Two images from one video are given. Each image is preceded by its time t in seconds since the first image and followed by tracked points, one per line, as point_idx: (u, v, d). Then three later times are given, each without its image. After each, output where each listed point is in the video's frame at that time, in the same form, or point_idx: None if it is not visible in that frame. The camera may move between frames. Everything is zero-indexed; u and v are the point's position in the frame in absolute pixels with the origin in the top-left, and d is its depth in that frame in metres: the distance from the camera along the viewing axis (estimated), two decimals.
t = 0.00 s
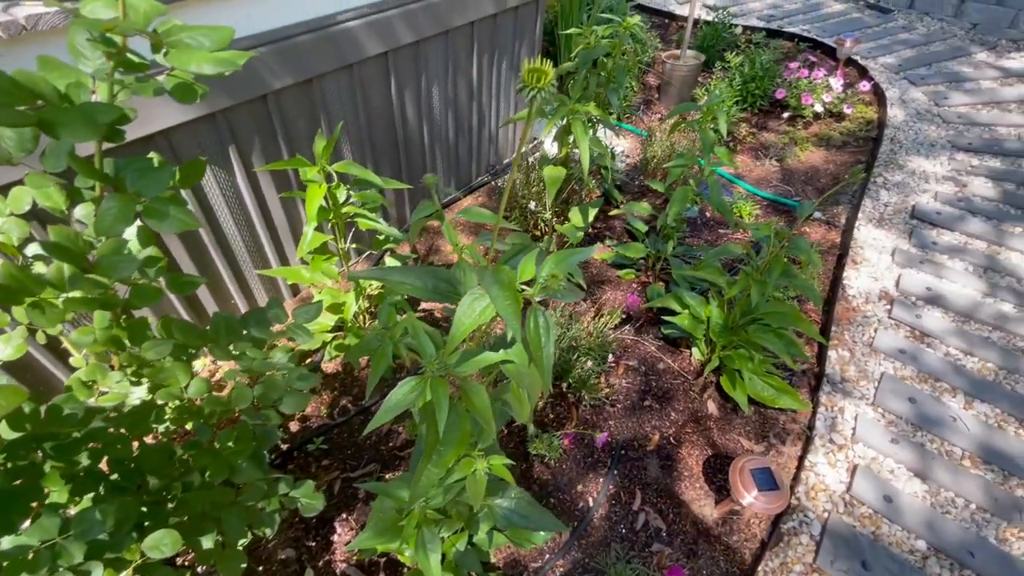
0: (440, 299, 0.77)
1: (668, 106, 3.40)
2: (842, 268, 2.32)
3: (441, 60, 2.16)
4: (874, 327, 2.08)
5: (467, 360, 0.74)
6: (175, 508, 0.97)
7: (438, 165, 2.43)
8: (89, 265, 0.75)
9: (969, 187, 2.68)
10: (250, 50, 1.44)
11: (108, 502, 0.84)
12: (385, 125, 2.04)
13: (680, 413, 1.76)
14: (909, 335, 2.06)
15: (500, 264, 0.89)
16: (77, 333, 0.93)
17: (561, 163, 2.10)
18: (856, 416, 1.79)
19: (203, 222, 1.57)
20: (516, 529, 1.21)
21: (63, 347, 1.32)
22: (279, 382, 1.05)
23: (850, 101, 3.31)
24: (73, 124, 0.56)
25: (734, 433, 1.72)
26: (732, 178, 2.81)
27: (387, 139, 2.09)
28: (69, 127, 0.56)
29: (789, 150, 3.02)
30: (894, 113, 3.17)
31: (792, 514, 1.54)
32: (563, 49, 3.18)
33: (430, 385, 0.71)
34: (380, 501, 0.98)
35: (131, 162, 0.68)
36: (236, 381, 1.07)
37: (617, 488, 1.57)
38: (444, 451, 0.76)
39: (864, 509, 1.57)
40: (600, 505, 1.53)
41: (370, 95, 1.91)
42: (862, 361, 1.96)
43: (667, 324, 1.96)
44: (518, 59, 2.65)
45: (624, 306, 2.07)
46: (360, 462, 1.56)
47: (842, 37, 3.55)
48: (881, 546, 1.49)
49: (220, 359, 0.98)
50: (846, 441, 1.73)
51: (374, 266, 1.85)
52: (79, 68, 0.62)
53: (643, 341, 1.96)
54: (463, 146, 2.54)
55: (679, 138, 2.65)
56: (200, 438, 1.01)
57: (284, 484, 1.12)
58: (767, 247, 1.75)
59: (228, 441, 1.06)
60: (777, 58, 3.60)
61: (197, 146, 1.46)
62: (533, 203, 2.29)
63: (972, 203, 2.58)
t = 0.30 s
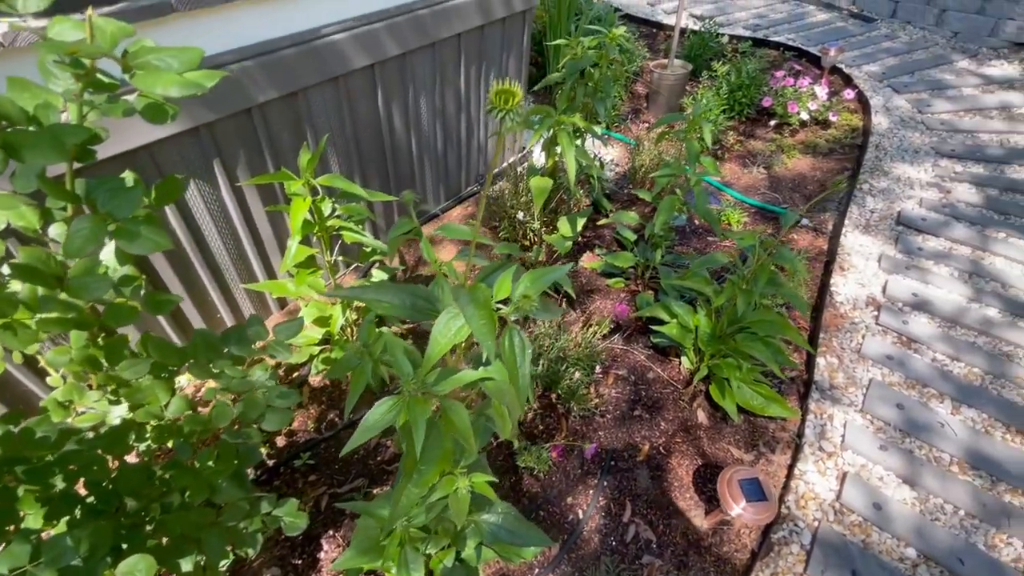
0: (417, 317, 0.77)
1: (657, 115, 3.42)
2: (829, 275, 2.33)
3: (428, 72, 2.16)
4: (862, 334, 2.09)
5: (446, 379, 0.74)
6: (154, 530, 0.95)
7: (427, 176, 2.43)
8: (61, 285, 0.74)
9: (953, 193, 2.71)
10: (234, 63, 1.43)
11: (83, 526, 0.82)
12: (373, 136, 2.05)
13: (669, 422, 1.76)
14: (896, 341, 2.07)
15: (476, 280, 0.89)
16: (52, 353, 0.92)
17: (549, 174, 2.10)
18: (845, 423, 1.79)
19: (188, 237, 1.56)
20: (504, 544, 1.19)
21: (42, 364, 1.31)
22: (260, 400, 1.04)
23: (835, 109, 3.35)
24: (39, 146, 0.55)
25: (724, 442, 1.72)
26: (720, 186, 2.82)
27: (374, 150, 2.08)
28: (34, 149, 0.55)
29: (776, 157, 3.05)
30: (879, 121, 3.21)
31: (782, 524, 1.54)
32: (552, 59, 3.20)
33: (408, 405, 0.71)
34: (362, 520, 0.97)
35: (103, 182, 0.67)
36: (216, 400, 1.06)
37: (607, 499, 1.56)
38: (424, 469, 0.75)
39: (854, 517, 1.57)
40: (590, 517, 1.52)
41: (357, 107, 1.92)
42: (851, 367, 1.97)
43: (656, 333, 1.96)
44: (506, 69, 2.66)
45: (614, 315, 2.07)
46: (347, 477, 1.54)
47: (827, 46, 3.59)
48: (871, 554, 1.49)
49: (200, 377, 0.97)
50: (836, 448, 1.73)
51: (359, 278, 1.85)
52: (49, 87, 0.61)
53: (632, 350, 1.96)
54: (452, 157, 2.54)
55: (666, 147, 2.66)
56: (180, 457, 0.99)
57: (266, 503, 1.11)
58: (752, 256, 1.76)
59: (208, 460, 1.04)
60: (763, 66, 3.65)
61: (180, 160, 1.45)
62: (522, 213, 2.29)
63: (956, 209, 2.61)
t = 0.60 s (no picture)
0: (403, 329, 0.78)
1: (649, 122, 3.45)
2: (821, 281, 2.34)
3: (421, 82, 2.17)
4: (854, 340, 2.10)
5: (432, 393, 0.74)
6: (140, 546, 0.94)
7: (420, 185, 2.43)
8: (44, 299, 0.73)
9: (942, 199, 2.74)
10: (223, 75, 1.44)
11: (67, 543, 0.81)
12: (365, 146, 2.05)
13: (663, 430, 1.75)
14: (888, 346, 2.08)
15: (462, 292, 0.90)
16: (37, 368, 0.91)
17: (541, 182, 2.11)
18: (838, 429, 1.80)
19: (179, 248, 1.55)
20: (497, 556, 1.18)
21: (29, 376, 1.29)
22: (248, 413, 1.03)
23: (825, 116, 3.39)
24: (20, 161, 0.54)
25: (717, 449, 1.72)
26: (712, 193, 2.84)
27: (366, 159, 2.09)
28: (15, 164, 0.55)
29: (767, 164, 3.07)
30: (868, 128, 3.25)
31: (776, 531, 1.53)
32: (544, 68, 3.23)
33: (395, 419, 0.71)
34: (351, 534, 0.96)
35: (86, 197, 0.67)
36: (204, 414, 1.05)
37: (600, 509, 1.55)
38: (411, 482, 0.74)
39: (848, 524, 1.56)
40: (584, 527, 1.51)
41: (349, 117, 1.92)
42: (843, 373, 1.97)
43: (649, 340, 1.96)
44: (498, 78, 2.67)
45: (607, 323, 2.07)
46: (339, 488, 1.53)
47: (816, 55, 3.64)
48: (865, 561, 1.48)
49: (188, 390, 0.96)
50: (829, 454, 1.73)
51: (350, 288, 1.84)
52: (33, 103, 0.61)
53: (626, 358, 1.96)
54: (445, 165, 2.54)
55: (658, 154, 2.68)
56: (167, 472, 0.98)
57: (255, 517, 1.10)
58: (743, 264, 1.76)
59: (196, 474, 1.03)
60: (754, 74, 3.69)
61: (170, 171, 1.45)
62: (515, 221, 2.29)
63: (945, 215, 2.64)
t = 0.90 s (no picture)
0: (391, 347, 0.78)
1: (642, 134, 3.47)
2: (814, 291, 2.35)
3: (414, 95, 2.18)
4: (848, 350, 2.10)
5: (419, 411, 0.74)
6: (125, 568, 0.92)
7: (414, 197, 2.43)
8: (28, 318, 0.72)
9: (934, 209, 2.76)
10: (216, 90, 1.44)
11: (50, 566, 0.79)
12: (359, 159, 2.05)
13: (658, 443, 1.74)
14: (882, 357, 2.08)
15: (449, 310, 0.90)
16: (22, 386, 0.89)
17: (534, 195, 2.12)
18: (833, 441, 1.79)
19: (171, 263, 1.55)
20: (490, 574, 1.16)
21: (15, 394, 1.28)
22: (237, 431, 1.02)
23: (817, 127, 3.42)
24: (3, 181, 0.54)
25: (713, 462, 1.71)
26: (705, 204, 2.85)
27: (360, 172, 2.09)
28: None
29: (760, 175, 3.10)
30: (859, 139, 3.28)
31: (772, 545, 1.52)
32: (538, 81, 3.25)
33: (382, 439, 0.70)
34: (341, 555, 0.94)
35: (72, 216, 0.67)
36: (192, 432, 1.04)
37: (596, 524, 1.53)
38: (399, 502, 0.73)
39: (845, 537, 1.55)
40: (579, 543, 1.49)
41: (342, 131, 1.93)
42: (838, 384, 1.97)
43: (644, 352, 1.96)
44: (492, 91, 2.69)
45: (601, 335, 2.07)
46: (331, 505, 1.51)
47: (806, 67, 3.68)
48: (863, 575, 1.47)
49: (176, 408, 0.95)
50: (825, 466, 1.72)
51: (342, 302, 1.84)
52: (18, 123, 0.61)
53: (620, 369, 1.95)
54: (439, 178, 2.55)
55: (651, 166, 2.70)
56: (154, 491, 0.97)
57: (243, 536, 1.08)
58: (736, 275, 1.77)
59: (183, 493, 1.02)
60: (746, 86, 3.72)
61: (162, 186, 1.45)
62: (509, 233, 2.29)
63: (937, 225, 2.66)
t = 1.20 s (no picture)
0: (384, 362, 0.78)
1: (640, 144, 3.49)
2: (812, 301, 2.35)
3: (412, 107, 2.19)
4: (846, 361, 2.09)
5: (412, 427, 0.74)
6: None
7: (412, 208, 2.44)
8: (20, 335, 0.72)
9: (930, 219, 2.77)
10: (214, 102, 1.46)
11: None
12: (356, 171, 2.06)
13: (656, 455, 1.73)
14: (880, 367, 2.08)
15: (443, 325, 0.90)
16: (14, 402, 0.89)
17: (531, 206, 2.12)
18: (832, 452, 1.78)
19: (167, 276, 1.54)
20: None
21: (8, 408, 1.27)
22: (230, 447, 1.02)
23: (813, 138, 3.44)
24: None
25: (711, 474, 1.69)
26: (703, 214, 2.86)
27: (358, 184, 2.10)
28: None
29: (757, 185, 3.11)
30: (855, 149, 3.30)
31: (772, 559, 1.51)
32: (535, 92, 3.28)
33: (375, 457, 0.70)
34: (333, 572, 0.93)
35: (65, 233, 0.66)
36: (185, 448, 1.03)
37: (594, 538, 1.52)
38: (392, 520, 0.72)
39: (845, 551, 1.54)
40: (577, 557, 1.47)
41: (340, 143, 1.93)
42: (837, 395, 1.96)
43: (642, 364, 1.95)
44: (490, 102, 2.71)
45: (599, 346, 2.06)
46: (326, 519, 1.49)
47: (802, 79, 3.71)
48: None
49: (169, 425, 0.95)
50: (824, 479, 1.71)
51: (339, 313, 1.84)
52: (11, 139, 0.61)
53: (618, 381, 1.94)
54: (437, 189, 2.56)
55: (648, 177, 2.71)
56: (146, 508, 0.96)
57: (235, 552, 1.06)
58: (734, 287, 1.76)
59: (175, 509, 1.01)
60: (742, 97, 3.75)
61: (159, 200, 1.45)
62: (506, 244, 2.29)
63: (934, 235, 2.67)
